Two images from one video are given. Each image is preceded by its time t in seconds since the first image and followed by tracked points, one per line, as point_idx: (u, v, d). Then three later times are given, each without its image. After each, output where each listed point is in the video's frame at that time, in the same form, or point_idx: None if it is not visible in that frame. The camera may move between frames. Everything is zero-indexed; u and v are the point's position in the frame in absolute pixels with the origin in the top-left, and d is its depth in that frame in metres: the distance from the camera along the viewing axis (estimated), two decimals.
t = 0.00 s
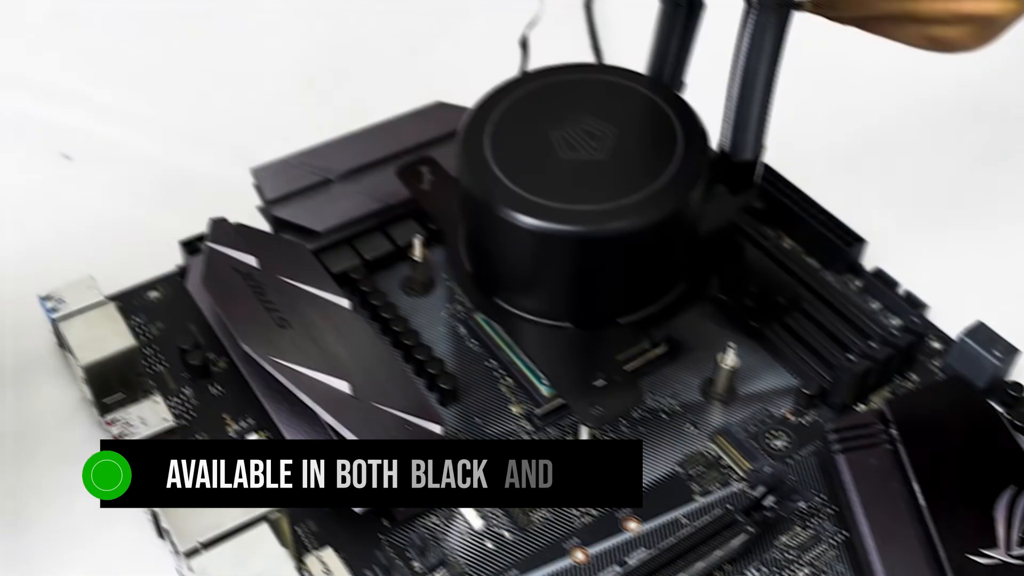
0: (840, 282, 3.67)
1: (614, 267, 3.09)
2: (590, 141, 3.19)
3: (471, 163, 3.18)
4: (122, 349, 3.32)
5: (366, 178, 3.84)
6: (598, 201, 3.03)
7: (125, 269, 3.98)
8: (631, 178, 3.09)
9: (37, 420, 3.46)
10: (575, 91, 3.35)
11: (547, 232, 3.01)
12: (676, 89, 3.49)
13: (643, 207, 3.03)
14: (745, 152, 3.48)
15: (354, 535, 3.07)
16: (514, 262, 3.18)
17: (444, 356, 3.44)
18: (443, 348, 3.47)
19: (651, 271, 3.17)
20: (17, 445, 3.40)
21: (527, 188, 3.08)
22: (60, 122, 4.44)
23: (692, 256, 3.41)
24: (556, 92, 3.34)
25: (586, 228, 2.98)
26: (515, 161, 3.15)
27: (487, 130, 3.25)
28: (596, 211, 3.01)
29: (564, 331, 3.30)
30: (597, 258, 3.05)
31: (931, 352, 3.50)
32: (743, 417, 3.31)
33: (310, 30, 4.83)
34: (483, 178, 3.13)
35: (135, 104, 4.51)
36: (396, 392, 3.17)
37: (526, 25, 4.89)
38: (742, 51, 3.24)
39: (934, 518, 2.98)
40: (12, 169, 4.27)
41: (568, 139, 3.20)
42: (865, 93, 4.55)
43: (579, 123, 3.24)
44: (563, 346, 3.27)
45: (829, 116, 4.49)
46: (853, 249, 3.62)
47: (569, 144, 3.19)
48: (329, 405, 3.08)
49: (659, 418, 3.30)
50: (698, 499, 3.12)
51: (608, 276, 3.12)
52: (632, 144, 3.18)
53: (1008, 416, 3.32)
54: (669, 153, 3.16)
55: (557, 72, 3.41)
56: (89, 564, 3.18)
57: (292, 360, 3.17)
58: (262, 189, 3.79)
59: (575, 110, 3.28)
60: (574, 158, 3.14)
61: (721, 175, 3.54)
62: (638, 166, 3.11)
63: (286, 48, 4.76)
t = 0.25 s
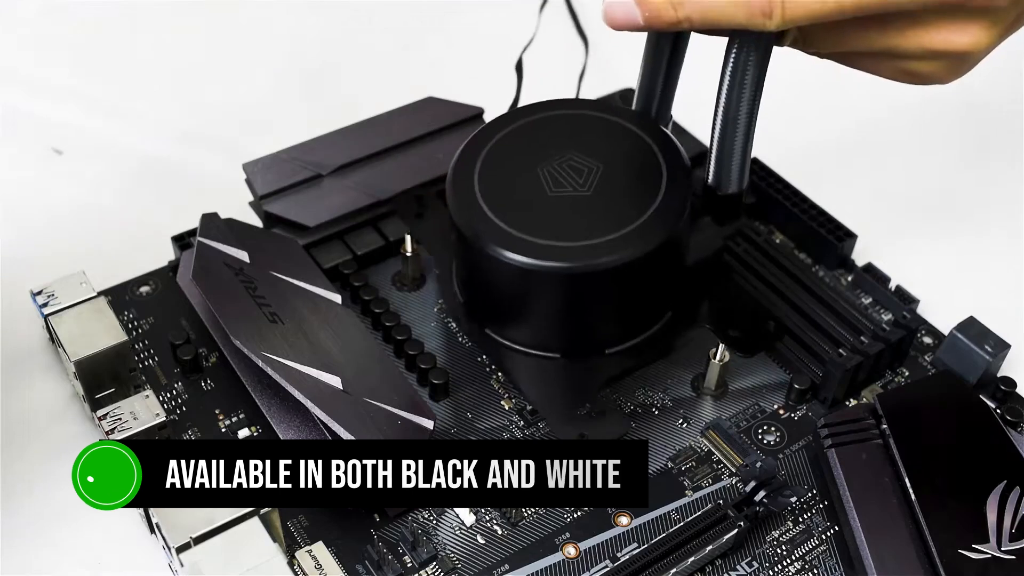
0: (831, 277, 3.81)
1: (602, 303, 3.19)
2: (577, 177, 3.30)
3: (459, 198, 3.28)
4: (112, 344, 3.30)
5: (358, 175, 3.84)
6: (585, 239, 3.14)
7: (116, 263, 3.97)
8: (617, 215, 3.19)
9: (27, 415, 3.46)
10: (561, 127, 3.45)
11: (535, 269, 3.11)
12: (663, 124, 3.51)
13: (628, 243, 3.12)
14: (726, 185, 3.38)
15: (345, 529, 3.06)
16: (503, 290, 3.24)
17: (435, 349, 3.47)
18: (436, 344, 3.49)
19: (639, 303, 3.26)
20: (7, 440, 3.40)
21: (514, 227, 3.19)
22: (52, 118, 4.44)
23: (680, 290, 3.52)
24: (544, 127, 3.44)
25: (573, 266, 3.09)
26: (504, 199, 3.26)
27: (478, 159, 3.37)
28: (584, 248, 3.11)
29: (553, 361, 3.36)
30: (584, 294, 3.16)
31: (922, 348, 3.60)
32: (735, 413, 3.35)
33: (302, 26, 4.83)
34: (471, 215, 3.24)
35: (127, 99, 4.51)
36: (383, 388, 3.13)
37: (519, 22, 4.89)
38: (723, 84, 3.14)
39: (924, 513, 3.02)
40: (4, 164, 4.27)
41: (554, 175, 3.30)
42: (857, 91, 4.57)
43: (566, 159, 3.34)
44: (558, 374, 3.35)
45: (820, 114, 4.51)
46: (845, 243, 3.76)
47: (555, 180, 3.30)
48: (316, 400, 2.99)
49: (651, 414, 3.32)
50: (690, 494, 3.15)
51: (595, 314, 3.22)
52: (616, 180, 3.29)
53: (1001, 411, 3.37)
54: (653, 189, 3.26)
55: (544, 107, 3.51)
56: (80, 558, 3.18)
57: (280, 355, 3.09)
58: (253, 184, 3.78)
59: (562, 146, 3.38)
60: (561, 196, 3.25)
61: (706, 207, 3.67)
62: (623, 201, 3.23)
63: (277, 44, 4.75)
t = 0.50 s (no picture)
0: (831, 276, 3.81)
1: (592, 317, 3.16)
2: (571, 192, 3.28)
3: (454, 208, 3.26)
4: (113, 345, 3.30)
5: (358, 176, 3.85)
6: (576, 251, 3.10)
7: (117, 265, 3.98)
8: (609, 229, 3.16)
9: (28, 416, 3.47)
10: (556, 142, 3.43)
11: (525, 278, 3.08)
12: (654, 139, 3.58)
13: (620, 258, 3.09)
14: (718, 202, 3.52)
15: (345, 528, 3.06)
16: (494, 299, 3.20)
17: (435, 350, 3.48)
18: (435, 345, 3.49)
19: (630, 317, 3.22)
20: (8, 441, 3.40)
21: (507, 236, 3.16)
22: (53, 119, 4.46)
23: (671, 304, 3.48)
24: (538, 142, 3.43)
25: (563, 277, 3.05)
26: (498, 210, 3.23)
27: (475, 170, 3.36)
28: (575, 260, 3.08)
29: (543, 372, 3.31)
30: (573, 306, 3.12)
31: (922, 346, 3.60)
32: (734, 412, 3.35)
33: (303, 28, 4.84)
34: (465, 223, 3.21)
35: (127, 101, 4.52)
36: (382, 387, 3.13)
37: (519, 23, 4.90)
38: (715, 101, 3.21)
39: (925, 511, 3.02)
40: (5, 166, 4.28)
41: (549, 190, 3.28)
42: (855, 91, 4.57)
43: (561, 173, 3.33)
44: (546, 386, 3.30)
45: (820, 114, 4.51)
46: (845, 242, 3.75)
47: (550, 194, 3.27)
48: (315, 399, 2.99)
49: (650, 413, 3.32)
50: (690, 493, 3.14)
51: (586, 328, 3.18)
52: (610, 195, 3.27)
53: (1002, 410, 3.37)
54: (647, 205, 3.24)
55: (541, 121, 3.50)
56: (80, 559, 3.18)
57: (281, 356, 3.09)
58: (253, 185, 3.78)
59: (558, 161, 3.37)
60: (554, 209, 3.23)
61: (699, 220, 3.66)
62: (615, 216, 3.20)
63: (278, 46, 4.76)
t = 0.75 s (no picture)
0: (832, 277, 3.81)
1: (592, 324, 3.15)
2: (573, 202, 3.28)
3: (456, 214, 3.26)
4: (113, 344, 3.31)
5: (359, 176, 3.85)
6: (575, 259, 3.10)
7: (117, 264, 3.98)
8: (607, 239, 3.16)
9: (28, 415, 3.47)
10: (558, 154, 3.44)
11: (526, 287, 3.07)
12: (653, 155, 3.56)
13: (619, 265, 3.09)
14: (715, 219, 3.41)
15: (345, 528, 3.06)
16: (493, 304, 3.19)
17: (435, 350, 3.48)
18: (435, 345, 3.50)
19: (630, 326, 3.21)
20: (7, 440, 3.41)
21: (508, 242, 3.16)
22: (54, 119, 4.46)
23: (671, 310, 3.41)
24: (541, 154, 3.44)
25: (563, 286, 3.05)
26: (501, 218, 3.23)
27: (478, 178, 3.36)
28: (574, 267, 3.08)
29: (542, 381, 3.29)
30: (572, 314, 3.11)
31: (922, 347, 3.60)
32: (735, 413, 3.35)
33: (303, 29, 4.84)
34: (467, 229, 3.21)
35: (128, 101, 4.52)
36: (383, 387, 3.13)
37: (519, 23, 4.90)
38: (709, 121, 3.17)
39: (925, 511, 3.02)
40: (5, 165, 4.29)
41: (551, 200, 3.29)
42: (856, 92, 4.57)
43: (562, 184, 3.34)
44: (542, 396, 3.27)
45: (820, 115, 4.52)
46: (845, 243, 3.76)
47: (552, 204, 3.28)
48: (315, 399, 2.98)
49: (650, 413, 3.32)
50: (689, 493, 3.14)
51: (586, 337, 3.17)
52: (612, 204, 3.27)
53: (1002, 410, 3.37)
54: (646, 215, 3.24)
55: (542, 135, 3.51)
56: (80, 558, 3.18)
57: (281, 356, 3.09)
58: (253, 185, 3.78)
59: (559, 172, 3.38)
60: (556, 218, 3.23)
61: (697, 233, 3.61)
62: (615, 226, 3.20)
63: (277, 46, 4.77)
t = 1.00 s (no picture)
0: (832, 277, 3.81)
1: (592, 321, 3.14)
2: (577, 200, 3.28)
3: (460, 207, 3.25)
4: (112, 344, 3.31)
5: (359, 176, 3.85)
6: (577, 253, 3.09)
7: (116, 264, 3.98)
8: (610, 235, 3.16)
9: (27, 415, 3.47)
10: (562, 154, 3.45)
11: (530, 278, 3.06)
12: (654, 156, 3.56)
13: (621, 261, 3.08)
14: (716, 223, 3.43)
15: (345, 528, 3.06)
16: (495, 302, 3.19)
17: (435, 350, 3.48)
18: (435, 345, 3.50)
19: (630, 323, 3.20)
20: (7, 440, 3.40)
21: (513, 235, 3.15)
22: (53, 119, 4.46)
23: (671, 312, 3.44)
24: (543, 153, 3.44)
25: (565, 277, 3.04)
26: (506, 215, 3.22)
27: (482, 176, 3.36)
28: (576, 260, 3.07)
29: (542, 378, 3.31)
30: (573, 309, 3.10)
31: (922, 347, 3.61)
32: (735, 412, 3.35)
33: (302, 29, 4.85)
34: (471, 221, 3.20)
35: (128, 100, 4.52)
36: (383, 387, 3.14)
37: (518, 24, 4.91)
38: (709, 123, 3.17)
39: (925, 511, 3.02)
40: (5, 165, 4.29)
41: (555, 197, 3.29)
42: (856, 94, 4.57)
43: (567, 182, 3.34)
44: (543, 395, 3.28)
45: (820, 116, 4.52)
46: (845, 243, 3.76)
47: (556, 201, 3.28)
48: (315, 398, 2.98)
49: (651, 413, 3.32)
50: (690, 493, 3.14)
51: (586, 333, 3.17)
52: (615, 203, 3.28)
53: (1002, 410, 3.37)
54: (648, 215, 3.24)
55: (547, 134, 3.52)
56: (79, 558, 3.17)
57: (281, 356, 3.08)
58: (253, 185, 3.77)
59: (564, 170, 3.38)
60: (560, 214, 3.23)
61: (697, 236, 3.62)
62: (619, 224, 3.20)
63: (278, 46, 4.77)
